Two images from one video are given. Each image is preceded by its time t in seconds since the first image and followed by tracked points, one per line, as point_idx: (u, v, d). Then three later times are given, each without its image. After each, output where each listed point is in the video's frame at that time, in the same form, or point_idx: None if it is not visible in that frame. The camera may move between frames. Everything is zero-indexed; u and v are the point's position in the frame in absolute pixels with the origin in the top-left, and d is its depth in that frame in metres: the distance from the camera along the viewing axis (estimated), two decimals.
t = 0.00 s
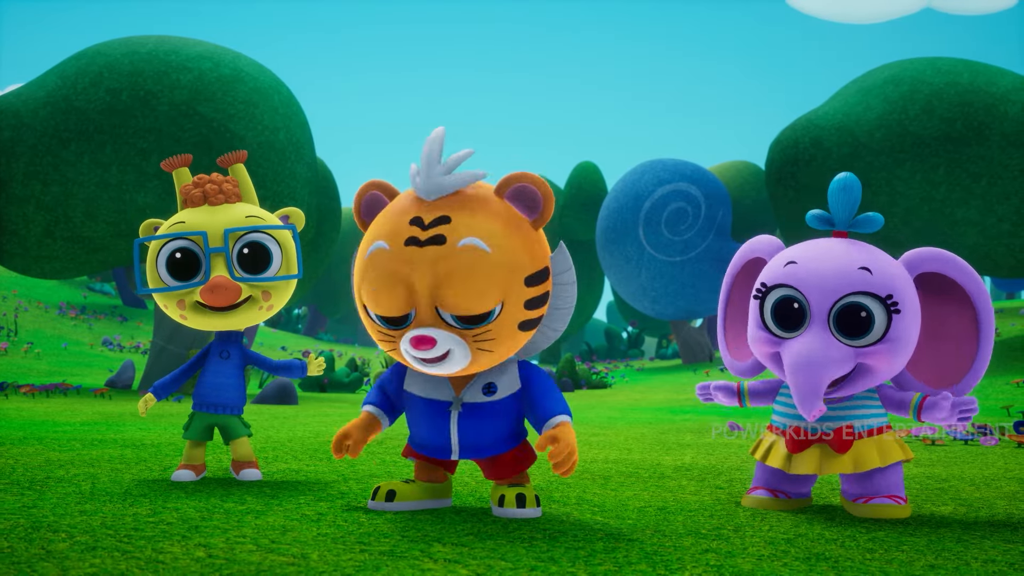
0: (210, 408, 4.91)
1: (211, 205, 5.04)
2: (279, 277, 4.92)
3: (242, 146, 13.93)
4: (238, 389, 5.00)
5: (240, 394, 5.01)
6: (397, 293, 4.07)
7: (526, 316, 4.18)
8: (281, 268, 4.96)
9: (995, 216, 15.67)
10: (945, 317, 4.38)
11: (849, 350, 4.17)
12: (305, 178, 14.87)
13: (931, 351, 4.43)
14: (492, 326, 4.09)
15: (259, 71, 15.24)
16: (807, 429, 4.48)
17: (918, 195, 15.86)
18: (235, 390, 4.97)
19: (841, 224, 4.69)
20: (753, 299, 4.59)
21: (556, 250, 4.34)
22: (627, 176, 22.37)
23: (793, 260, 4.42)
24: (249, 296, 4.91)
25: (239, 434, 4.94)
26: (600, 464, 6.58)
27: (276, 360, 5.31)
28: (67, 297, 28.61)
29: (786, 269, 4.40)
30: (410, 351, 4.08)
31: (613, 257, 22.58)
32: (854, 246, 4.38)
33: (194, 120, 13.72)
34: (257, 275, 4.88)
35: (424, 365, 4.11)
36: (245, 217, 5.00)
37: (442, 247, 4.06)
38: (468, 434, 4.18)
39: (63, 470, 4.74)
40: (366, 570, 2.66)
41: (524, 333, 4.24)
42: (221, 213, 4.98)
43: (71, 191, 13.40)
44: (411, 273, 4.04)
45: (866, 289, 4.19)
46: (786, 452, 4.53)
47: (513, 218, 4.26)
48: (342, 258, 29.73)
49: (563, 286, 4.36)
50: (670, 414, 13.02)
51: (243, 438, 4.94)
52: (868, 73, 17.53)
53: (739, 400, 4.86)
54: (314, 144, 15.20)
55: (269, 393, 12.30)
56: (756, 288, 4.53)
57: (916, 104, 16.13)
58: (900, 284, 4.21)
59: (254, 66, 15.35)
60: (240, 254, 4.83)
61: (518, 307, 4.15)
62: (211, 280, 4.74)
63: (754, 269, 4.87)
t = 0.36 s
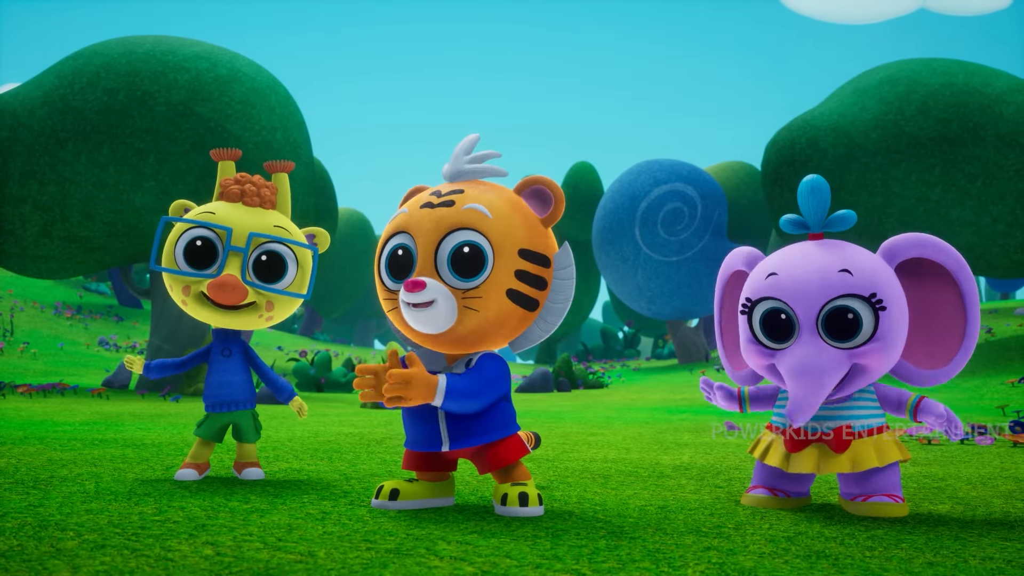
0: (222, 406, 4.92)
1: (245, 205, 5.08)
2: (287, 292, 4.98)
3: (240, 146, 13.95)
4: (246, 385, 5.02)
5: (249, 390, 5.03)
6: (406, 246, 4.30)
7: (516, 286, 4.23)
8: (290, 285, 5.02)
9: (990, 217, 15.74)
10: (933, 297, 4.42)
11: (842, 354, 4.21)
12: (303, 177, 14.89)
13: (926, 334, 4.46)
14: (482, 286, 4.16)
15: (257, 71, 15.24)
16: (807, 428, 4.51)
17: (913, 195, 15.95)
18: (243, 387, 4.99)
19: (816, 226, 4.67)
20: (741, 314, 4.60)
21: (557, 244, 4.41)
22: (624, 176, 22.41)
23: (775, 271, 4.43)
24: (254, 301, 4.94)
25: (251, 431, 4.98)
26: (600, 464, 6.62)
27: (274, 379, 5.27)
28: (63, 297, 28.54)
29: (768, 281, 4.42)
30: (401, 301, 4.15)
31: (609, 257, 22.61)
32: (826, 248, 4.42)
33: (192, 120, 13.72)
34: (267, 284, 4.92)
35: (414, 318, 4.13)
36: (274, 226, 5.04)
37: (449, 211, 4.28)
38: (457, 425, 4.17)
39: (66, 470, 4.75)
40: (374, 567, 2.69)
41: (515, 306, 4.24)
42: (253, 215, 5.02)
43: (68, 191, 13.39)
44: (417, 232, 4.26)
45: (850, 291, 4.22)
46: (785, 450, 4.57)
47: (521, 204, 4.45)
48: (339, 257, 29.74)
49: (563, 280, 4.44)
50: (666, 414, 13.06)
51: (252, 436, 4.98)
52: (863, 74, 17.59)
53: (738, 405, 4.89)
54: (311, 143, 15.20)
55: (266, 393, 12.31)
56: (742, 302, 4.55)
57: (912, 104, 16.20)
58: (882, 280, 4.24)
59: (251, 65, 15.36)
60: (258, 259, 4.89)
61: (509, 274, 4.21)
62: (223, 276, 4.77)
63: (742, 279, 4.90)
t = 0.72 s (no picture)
0: (217, 410, 4.94)
1: (221, 210, 5.08)
2: (285, 289, 4.97)
3: (237, 146, 13.96)
4: (244, 390, 5.04)
5: (247, 394, 5.04)
6: (409, 247, 4.32)
7: (516, 286, 4.26)
8: (287, 280, 5.01)
9: (984, 218, 15.83)
10: (927, 296, 4.49)
11: (837, 331, 4.23)
12: (299, 177, 14.90)
13: (920, 329, 4.52)
14: (484, 285, 4.19)
15: (253, 71, 15.25)
16: (805, 427, 4.55)
17: (908, 196, 16.03)
18: (242, 393, 5.01)
19: (806, 225, 4.74)
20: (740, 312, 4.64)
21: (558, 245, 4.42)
22: (619, 176, 22.45)
23: (769, 261, 4.51)
24: (255, 305, 4.96)
25: (247, 435, 5.00)
26: (599, 463, 6.66)
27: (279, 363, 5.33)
28: (58, 297, 28.49)
29: (764, 271, 4.49)
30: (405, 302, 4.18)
31: (605, 257, 22.65)
32: (819, 240, 4.52)
33: (189, 121, 13.72)
34: (264, 285, 4.92)
35: (417, 318, 4.17)
36: (255, 225, 5.03)
37: (452, 213, 4.29)
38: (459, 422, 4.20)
39: (69, 469, 4.77)
40: (381, 564, 2.73)
41: (516, 305, 4.27)
42: (231, 219, 5.01)
43: (65, 191, 13.39)
44: (419, 234, 4.28)
45: (844, 272, 4.29)
46: (776, 441, 4.62)
47: (522, 205, 4.49)
48: (335, 258, 29.73)
49: (564, 281, 4.45)
50: (663, 414, 13.11)
51: (250, 439, 5.00)
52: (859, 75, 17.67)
53: (744, 414, 4.90)
54: (307, 143, 15.22)
55: (264, 393, 12.33)
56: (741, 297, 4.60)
57: (907, 105, 16.29)
58: (875, 266, 4.33)
59: (248, 66, 15.37)
60: (248, 263, 4.87)
61: (509, 275, 4.24)
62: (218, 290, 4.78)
63: (735, 290, 4.93)
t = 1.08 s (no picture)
0: (222, 411, 4.98)
1: (233, 216, 5.10)
2: (290, 301, 5.02)
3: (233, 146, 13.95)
4: (249, 391, 5.07)
5: (252, 395, 5.08)
6: (414, 246, 4.36)
7: (519, 286, 4.30)
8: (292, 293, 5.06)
9: (978, 218, 15.92)
10: (942, 324, 4.52)
11: (848, 339, 4.30)
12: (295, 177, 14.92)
13: (930, 354, 4.55)
14: (489, 285, 4.23)
15: (250, 71, 15.26)
16: (807, 427, 4.59)
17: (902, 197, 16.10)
18: (247, 393, 5.04)
19: (847, 226, 4.79)
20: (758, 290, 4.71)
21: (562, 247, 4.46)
22: (615, 177, 22.50)
23: (800, 253, 4.55)
24: (259, 314, 5.01)
25: (252, 433, 5.01)
26: (598, 462, 6.70)
27: (284, 367, 5.36)
28: (53, 297, 28.44)
29: (793, 261, 4.54)
30: (409, 301, 4.22)
31: (600, 257, 22.71)
32: (854, 245, 4.53)
33: (185, 121, 13.72)
34: (269, 296, 4.98)
35: (422, 317, 4.20)
36: (265, 235, 5.07)
37: (456, 213, 4.32)
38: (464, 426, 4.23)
39: (73, 468, 4.80)
40: (389, 560, 2.76)
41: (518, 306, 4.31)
42: (242, 227, 5.04)
43: (61, 191, 13.40)
44: (423, 233, 4.32)
45: (867, 283, 4.34)
46: (786, 446, 4.64)
47: (527, 207, 4.52)
48: (330, 257, 29.73)
49: (568, 282, 4.47)
50: (660, 414, 13.17)
51: (255, 437, 5.02)
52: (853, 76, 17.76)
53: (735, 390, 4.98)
54: (304, 143, 15.22)
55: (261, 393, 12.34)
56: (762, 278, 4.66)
57: (901, 106, 16.37)
58: (901, 283, 4.36)
59: (244, 66, 15.38)
60: (255, 274, 4.94)
61: (513, 274, 4.28)
62: (224, 299, 4.83)
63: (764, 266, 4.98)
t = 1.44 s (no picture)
0: (230, 405, 5.01)
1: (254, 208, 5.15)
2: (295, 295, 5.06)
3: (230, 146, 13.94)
4: (255, 385, 5.11)
5: (258, 389, 5.12)
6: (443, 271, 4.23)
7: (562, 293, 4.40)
8: (298, 287, 5.10)
9: (972, 219, 16.03)
10: (920, 298, 4.57)
11: (832, 345, 4.33)
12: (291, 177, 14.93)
13: (913, 330, 4.61)
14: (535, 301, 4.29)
15: (246, 71, 15.26)
16: (805, 427, 4.65)
17: (896, 198, 16.21)
18: (252, 386, 5.08)
19: (802, 232, 4.81)
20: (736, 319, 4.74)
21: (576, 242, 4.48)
22: (610, 177, 22.52)
23: (766, 272, 4.59)
24: (262, 302, 5.03)
25: (260, 430, 5.05)
26: (597, 461, 6.75)
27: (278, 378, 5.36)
28: (47, 297, 28.36)
29: (761, 281, 4.58)
30: (457, 331, 4.18)
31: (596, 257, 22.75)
32: (812, 250, 4.60)
33: (182, 120, 13.72)
34: (276, 285, 5.00)
35: (470, 345, 4.22)
36: (282, 228, 5.12)
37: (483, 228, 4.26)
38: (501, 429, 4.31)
39: (78, 467, 4.83)
40: (398, 557, 2.79)
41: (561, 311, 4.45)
42: (261, 218, 5.09)
43: (57, 191, 13.39)
44: (458, 261, 4.20)
45: (840, 285, 4.36)
46: (778, 446, 4.72)
47: (542, 210, 4.54)
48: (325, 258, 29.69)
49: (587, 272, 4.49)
50: (655, 413, 13.23)
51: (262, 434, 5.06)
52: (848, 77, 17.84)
53: (736, 411, 5.02)
54: (300, 143, 15.23)
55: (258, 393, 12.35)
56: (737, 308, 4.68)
57: (895, 107, 16.47)
58: (869, 273, 4.43)
59: (241, 66, 15.38)
60: (267, 261, 4.96)
61: (554, 286, 4.36)
62: (234, 278, 4.84)
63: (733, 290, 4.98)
